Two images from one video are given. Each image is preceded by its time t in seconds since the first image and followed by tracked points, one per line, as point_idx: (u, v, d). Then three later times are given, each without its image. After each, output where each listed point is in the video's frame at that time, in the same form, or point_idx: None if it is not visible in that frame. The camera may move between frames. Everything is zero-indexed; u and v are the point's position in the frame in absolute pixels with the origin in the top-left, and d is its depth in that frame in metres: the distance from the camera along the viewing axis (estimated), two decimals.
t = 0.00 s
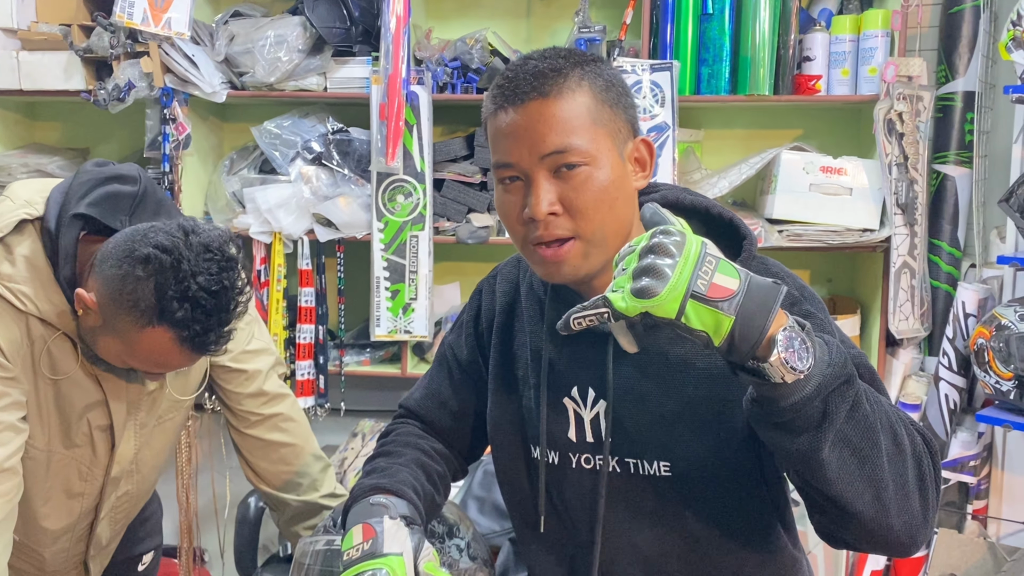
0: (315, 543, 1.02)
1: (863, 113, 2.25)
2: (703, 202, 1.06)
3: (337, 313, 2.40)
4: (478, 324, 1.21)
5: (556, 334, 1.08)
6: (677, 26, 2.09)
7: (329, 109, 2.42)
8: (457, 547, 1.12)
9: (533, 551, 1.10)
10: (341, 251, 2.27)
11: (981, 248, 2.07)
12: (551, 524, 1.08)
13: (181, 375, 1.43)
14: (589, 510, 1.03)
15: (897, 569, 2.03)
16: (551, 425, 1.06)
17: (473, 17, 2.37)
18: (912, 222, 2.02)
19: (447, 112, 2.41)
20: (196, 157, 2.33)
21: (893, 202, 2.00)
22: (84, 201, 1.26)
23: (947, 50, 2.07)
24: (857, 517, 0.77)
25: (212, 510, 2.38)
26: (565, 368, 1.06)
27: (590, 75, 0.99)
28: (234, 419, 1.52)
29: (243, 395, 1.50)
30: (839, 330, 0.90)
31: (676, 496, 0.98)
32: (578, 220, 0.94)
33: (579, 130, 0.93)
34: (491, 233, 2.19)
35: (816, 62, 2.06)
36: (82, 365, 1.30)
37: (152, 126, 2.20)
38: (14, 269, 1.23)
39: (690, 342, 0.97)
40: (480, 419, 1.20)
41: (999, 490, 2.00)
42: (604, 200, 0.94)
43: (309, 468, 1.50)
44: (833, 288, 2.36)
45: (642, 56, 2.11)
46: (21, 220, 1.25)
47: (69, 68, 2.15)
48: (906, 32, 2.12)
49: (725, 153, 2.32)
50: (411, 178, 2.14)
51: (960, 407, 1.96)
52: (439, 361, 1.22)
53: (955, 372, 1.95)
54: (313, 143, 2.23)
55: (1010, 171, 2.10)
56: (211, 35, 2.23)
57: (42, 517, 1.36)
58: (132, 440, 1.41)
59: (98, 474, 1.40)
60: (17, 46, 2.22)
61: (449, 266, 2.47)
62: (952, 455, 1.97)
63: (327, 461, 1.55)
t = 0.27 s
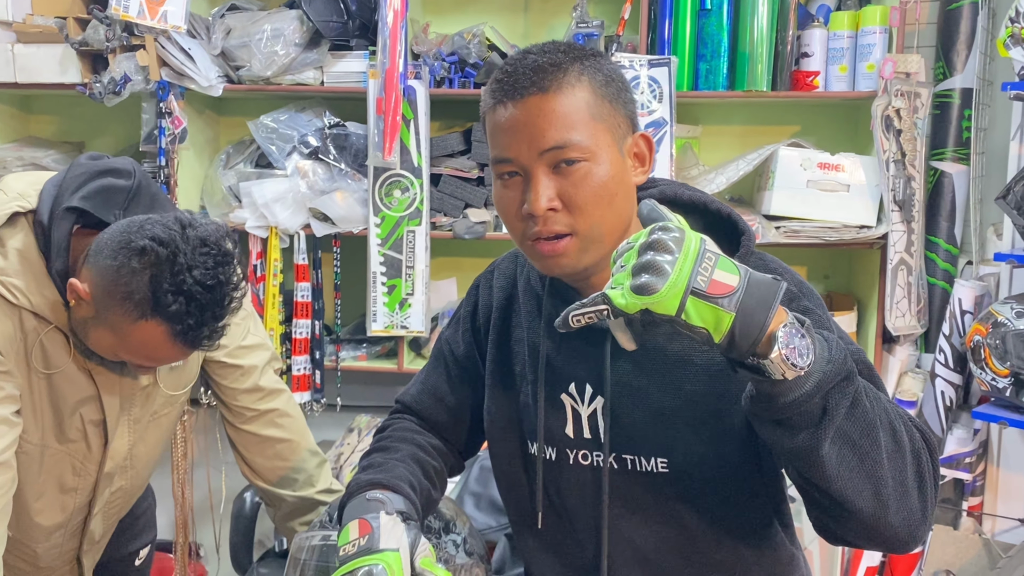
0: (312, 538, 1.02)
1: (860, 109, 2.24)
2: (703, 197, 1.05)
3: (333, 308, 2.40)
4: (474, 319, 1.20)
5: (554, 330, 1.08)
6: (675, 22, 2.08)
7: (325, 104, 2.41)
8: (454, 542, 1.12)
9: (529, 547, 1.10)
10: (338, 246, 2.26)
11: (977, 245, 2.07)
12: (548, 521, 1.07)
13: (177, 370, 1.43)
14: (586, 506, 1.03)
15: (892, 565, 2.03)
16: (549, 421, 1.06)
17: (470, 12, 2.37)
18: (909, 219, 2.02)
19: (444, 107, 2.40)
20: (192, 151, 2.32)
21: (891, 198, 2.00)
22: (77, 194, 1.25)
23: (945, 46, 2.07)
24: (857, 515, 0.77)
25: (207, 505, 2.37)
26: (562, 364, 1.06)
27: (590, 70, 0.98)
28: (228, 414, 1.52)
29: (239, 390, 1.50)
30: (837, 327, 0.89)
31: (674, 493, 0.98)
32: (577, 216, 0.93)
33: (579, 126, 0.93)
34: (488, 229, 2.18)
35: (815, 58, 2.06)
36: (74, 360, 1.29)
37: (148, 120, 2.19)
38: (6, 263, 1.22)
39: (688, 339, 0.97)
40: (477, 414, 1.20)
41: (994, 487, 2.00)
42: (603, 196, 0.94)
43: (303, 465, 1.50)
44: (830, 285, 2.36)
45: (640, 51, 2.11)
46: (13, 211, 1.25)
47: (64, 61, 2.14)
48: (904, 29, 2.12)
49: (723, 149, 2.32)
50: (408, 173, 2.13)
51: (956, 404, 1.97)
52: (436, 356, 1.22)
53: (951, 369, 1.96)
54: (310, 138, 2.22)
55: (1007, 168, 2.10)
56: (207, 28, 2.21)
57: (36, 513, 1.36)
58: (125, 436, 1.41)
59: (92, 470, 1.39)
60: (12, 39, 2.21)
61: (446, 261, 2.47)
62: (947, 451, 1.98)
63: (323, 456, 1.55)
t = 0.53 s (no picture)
0: (308, 535, 1.01)
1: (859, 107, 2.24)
2: (702, 195, 1.05)
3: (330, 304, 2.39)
4: (473, 316, 1.20)
5: (552, 327, 1.07)
6: (674, 18, 2.08)
7: (322, 99, 2.40)
8: (450, 539, 1.12)
9: (526, 545, 1.10)
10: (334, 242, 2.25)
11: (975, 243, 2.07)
12: (546, 519, 1.07)
13: (173, 367, 1.42)
14: (584, 505, 1.03)
15: (888, 563, 2.03)
16: (547, 419, 1.05)
17: (468, 7, 2.36)
18: (907, 216, 2.02)
19: (442, 103, 2.39)
20: (188, 145, 2.31)
21: (889, 196, 2.00)
22: (73, 190, 1.24)
23: (944, 44, 2.06)
24: (855, 514, 0.77)
25: (203, 501, 2.37)
26: (561, 362, 1.06)
27: (590, 65, 0.97)
28: (225, 410, 1.51)
29: (235, 386, 1.49)
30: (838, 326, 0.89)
31: (672, 492, 0.98)
32: (577, 212, 0.93)
33: (580, 121, 0.92)
34: (486, 225, 2.16)
35: (813, 55, 2.05)
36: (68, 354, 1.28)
37: (145, 114, 2.17)
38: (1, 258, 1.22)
39: (687, 337, 0.97)
40: (474, 412, 1.19)
41: (990, 485, 2.00)
42: (604, 193, 0.93)
43: (299, 462, 1.49)
44: (827, 282, 2.36)
45: (638, 48, 2.10)
46: (8, 205, 1.24)
47: (59, 54, 2.14)
48: (903, 26, 2.11)
49: (721, 146, 2.31)
50: (405, 168, 2.13)
51: (953, 402, 1.97)
52: (433, 353, 1.21)
53: (948, 367, 1.96)
54: (307, 133, 2.20)
55: (1005, 166, 2.10)
56: (204, 23, 2.22)
57: (31, 509, 1.36)
58: (121, 432, 1.40)
59: (87, 466, 1.39)
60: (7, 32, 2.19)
61: (444, 257, 2.47)
62: (944, 449, 1.99)
63: (321, 454, 1.54)
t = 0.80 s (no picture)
0: (306, 540, 0.99)
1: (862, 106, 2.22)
2: (709, 195, 1.03)
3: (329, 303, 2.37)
4: (475, 318, 1.18)
5: (556, 330, 1.05)
6: (676, 17, 2.06)
7: (321, 96, 2.38)
8: (450, 546, 1.11)
9: (529, 552, 1.08)
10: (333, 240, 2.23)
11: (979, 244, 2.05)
12: (549, 526, 1.05)
13: (169, 369, 1.41)
14: (587, 512, 1.01)
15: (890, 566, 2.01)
16: (551, 424, 1.04)
17: (468, 4, 2.33)
18: (911, 217, 2.00)
19: (442, 101, 2.37)
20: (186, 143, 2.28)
21: (893, 196, 1.98)
22: (67, 187, 1.21)
23: (948, 43, 2.05)
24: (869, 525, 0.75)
25: (200, 501, 2.34)
26: (565, 366, 1.04)
27: (596, 63, 0.95)
28: (222, 412, 1.49)
29: (232, 387, 1.47)
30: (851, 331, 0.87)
31: (679, 499, 0.96)
32: (583, 214, 0.91)
33: (585, 121, 0.90)
34: (486, 224, 2.15)
35: (817, 53, 2.03)
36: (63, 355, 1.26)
37: (142, 111, 2.13)
38: None
39: (696, 342, 0.95)
40: (476, 416, 1.18)
41: (994, 487, 1.98)
42: (610, 194, 0.91)
43: (297, 464, 1.48)
44: (829, 283, 2.34)
45: (641, 46, 2.08)
46: None
47: (55, 49, 2.10)
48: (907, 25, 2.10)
49: (724, 145, 2.29)
50: (405, 167, 2.11)
51: (957, 405, 1.95)
52: (434, 356, 1.19)
53: (952, 369, 1.94)
54: (306, 130, 2.18)
55: (1010, 166, 2.08)
56: (202, 18, 2.19)
57: (23, 513, 1.33)
58: (114, 434, 1.38)
59: (79, 467, 1.36)
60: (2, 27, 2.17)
61: (443, 256, 2.45)
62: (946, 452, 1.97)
63: (318, 456, 1.52)
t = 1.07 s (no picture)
0: (304, 541, 0.98)
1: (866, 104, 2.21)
2: (716, 191, 1.01)
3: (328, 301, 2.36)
4: (476, 316, 1.16)
5: (559, 328, 1.04)
6: (679, 13, 2.04)
7: (321, 92, 2.37)
8: (451, 547, 1.09)
9: (531, 554, 1.06)
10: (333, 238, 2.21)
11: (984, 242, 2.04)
12: (552, 527, 1.04)
13: (164, 364, 1.41)
14: (591, 513, 1.00)
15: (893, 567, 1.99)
16: (554, 423, 1.02)
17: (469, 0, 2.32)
18: (915, 215, 1.98)
19: (443, 98, 2.36)
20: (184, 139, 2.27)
21: (897, 194, 1.96)
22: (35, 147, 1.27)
23: (953, 40, 2.03)
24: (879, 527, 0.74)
25: (198, 500, 2.33)
26: (569, 365, 1.02)
27: (603, 56, 0.94)
28: (219, 410, 1.48)
29: (230, 384, 1.46)
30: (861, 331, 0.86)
31: (684, 500, 0.94)
32: (589, 210, 0.89)
33: (592, 115, 0.89)
34: (486, 221, 2.13)
35: (821, 50, 2.03)
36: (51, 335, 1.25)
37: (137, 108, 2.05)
38: None
39: (702, 341, 0.93)
40: (478, 415, 1.16)
41: (997, 488, 1.97)
42: (616, 190, 0.90)
43: (295, 462, 1.46)
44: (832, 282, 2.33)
45: (643, 42, 2.06)
46: None
47: (53, 44, 2.09)
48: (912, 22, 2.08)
49: (726, 142, 2.28)
50: (405, 163, 2.09)
51: (960, 404, 1.94)
52: (434, 354, 1.18)
53: (956, 369, 1.92)
54: (305, 127, 2.18)
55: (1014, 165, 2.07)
56: (201, 14, 2.17)
57: (16, 511, 1.31)
58: (108, 428, 1.35)
59: (70, 462, 1.34)
60: None
61: (444, 254, 2.43)
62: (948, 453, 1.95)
63: (317, 454, 1.51)
